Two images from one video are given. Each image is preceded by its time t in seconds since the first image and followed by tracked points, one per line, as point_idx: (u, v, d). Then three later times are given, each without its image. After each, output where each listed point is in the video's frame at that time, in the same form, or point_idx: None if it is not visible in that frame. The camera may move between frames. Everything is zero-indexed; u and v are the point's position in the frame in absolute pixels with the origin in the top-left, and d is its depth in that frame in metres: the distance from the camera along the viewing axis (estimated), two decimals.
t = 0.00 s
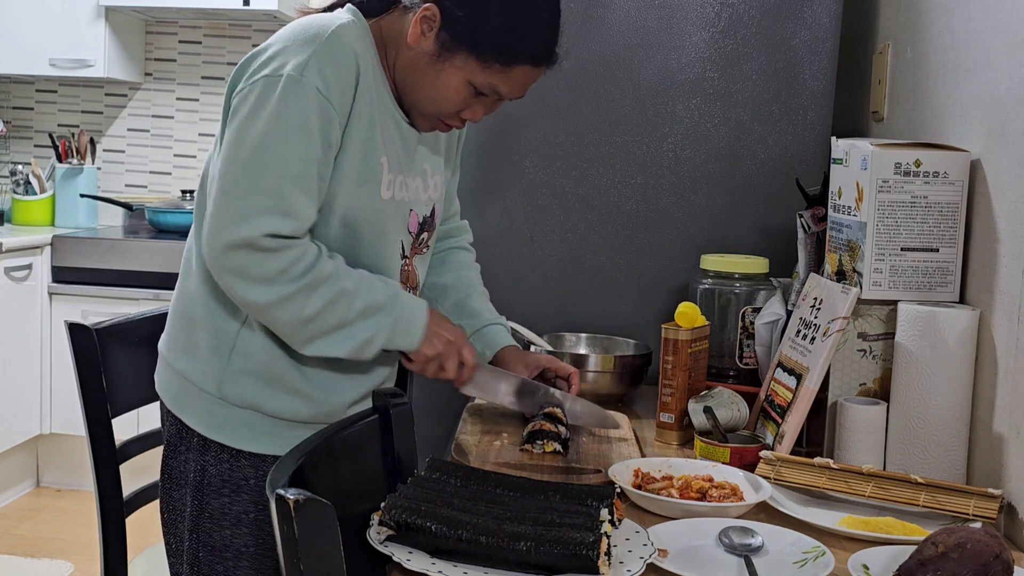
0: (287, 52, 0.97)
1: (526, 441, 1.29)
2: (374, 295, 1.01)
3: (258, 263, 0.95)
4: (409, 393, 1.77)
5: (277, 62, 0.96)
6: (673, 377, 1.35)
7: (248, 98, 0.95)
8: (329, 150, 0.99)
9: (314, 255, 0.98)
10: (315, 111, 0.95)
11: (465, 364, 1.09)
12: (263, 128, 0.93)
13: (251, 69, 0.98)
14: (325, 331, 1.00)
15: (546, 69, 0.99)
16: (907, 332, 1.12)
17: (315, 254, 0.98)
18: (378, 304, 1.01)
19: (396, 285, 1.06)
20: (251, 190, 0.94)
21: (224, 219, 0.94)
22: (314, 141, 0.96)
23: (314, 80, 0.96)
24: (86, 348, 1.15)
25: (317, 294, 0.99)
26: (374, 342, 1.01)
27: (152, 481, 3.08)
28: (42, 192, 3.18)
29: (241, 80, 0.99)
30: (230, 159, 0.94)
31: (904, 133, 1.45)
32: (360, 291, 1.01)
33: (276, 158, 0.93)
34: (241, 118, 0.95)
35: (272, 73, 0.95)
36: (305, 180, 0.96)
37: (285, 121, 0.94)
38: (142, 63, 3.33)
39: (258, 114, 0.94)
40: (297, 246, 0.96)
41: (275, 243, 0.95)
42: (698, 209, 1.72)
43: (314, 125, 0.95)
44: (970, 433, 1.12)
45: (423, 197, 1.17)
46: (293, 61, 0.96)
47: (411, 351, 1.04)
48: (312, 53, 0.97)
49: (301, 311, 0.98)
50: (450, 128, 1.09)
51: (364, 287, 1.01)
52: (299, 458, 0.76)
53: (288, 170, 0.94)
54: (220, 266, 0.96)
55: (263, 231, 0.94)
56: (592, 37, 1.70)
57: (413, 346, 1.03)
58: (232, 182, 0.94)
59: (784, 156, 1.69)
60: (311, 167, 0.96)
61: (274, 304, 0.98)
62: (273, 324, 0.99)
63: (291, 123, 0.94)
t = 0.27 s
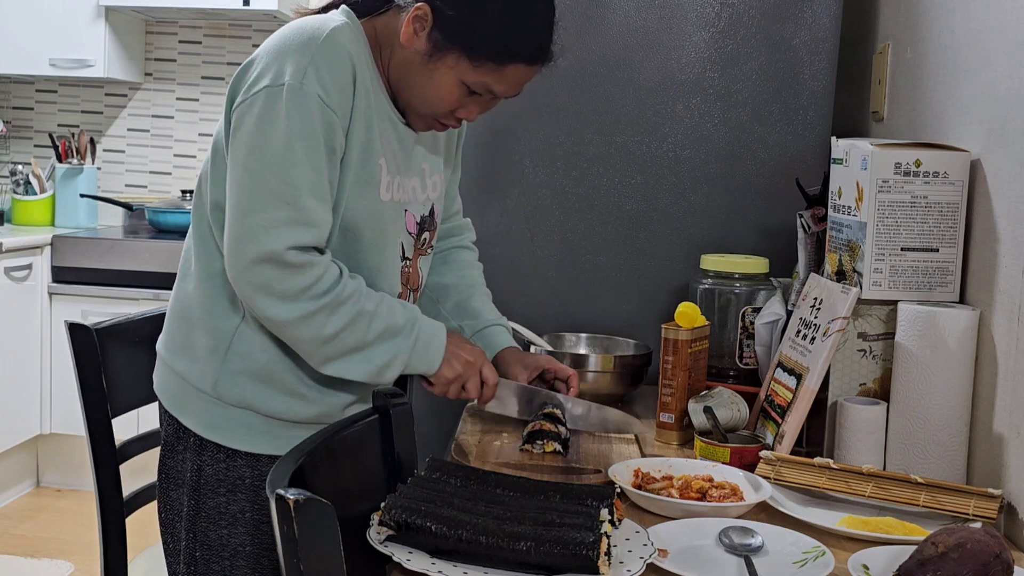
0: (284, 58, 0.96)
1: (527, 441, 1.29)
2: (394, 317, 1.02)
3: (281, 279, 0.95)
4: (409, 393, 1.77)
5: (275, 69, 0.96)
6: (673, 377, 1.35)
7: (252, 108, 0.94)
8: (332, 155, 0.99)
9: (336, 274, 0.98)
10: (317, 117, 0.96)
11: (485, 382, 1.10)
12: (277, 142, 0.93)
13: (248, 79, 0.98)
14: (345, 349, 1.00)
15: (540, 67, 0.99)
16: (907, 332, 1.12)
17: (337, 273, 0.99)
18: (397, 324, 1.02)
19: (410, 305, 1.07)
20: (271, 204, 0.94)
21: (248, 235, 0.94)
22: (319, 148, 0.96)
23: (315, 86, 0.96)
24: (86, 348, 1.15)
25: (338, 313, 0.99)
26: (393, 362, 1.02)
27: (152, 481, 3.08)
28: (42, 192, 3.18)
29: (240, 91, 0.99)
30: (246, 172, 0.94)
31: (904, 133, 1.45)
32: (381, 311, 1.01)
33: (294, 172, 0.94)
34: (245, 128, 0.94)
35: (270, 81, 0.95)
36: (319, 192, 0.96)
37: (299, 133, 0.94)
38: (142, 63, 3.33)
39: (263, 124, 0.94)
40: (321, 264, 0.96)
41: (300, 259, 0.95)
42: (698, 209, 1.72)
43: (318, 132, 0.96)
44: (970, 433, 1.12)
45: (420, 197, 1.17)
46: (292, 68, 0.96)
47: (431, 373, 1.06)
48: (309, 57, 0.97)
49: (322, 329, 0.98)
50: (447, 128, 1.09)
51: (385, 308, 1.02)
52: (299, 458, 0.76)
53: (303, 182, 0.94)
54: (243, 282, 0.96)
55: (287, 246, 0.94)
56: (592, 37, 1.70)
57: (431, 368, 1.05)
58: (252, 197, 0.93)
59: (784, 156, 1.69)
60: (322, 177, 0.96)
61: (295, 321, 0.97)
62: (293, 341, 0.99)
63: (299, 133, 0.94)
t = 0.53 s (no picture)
0: (289, 60, 0.96)
1: (526, 440, 1.30)
2: (389, 328, 1.02)
3: (281, 282, 0.95)
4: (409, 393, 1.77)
5: (279, 71, 0.96)
6: (672, 377, 1.35)
7: (256, 109, 0.95)
8: (337, 156, 0.99)
9: (335, 280, 0.98)
10: (322, 120, 0.95)
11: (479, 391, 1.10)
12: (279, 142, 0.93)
13: (253, 79, 0.98)
14: (339, 357, 1.00)
15: (539, 73, 0.99)
16: (907, 332, 1.12)
17: (336, 279, 0.99)
18: (392, 336, 1.02)
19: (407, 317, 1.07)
20: (274, 205, 0.94)
21: (250, 236, 0.94)
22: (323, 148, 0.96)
23: (318, 88, 0.96)
24: (86, 348, 1.15)
25: (333, 321, 0.99)
26: (385, 374, 1.02)
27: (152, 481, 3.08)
28: (42, 192, 3.18)
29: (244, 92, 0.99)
30: (248, 174, 0.94)
31: (904, 133, 1.45)
32: (377, 321, 1.01)
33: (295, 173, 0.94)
34: (249, 129, 0.94)
35: (276, 82, 0.95)
36: (321, 193, 0.96)
37: (303, 134, 0.94)
38: (142, 63, 3.33)
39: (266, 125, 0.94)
40: (320, 269, 0.96)
41: (300, 263, 0.95)
42: (698, 209, 1.72)
43: (321, 133, 0.95)
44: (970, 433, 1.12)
45: (425, 199, 1.17)
46: (296, 69, 0.96)
47: (424, 386, 1.06)
48: (315, 59, 0.97)
49: (317, 335, 0.99)
50: (446, 131, 1.09)
51: (380, 318, 1.02)
52: (300, 458, 0.76)
53: (304, 184, 0.94)
54: (244, 283, 0.96)
55: (289, 248, 0.94)
56: (592, 37, 1.70)
57: (420, 379, 1.05)
58: (255, 197, 0.94)
59: (784, 156, 1.69)
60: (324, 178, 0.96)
61: (293, 326, 0.98)
62: (289, 345, 0.99)
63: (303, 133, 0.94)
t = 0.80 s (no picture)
0: (296, 48, 0.97)
1: (527, 440, 1.30)
2: (384, 332, 1.02)
3: (282, 275, 0.95)
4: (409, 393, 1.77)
5: (287, 59, 0.96)
6: (672, 377, 1.35)
7: (262, 95, 0.95)
8: (340, 146, 0.99)
9: (334, 275, 0.98)
10: (327, 107, 0.96)
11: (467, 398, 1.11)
12: (285, 130, 0.94)
13: (260, 66, 0.98)
14: (335, 356, 1.00)
15: (539, 64, 0.99)
16: (907, 331, 1.12)
17: (336, 276, 0.99)
18: (386, 339, 1.03)
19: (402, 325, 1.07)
20: (278, 194, 0.94)
21: (253, 224, 0.94)
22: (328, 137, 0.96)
23: (325, 76, 0.96)
24: (86, 348, 1.15)
25: (330, 319, 0.99)
26: (375, 380, 1.02)
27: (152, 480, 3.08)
28: (42, 192, 3.18)
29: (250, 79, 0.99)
30: (253, 160, 0.94)
31: (903, 133, 1.45)
32: (372, 323, 1.02)
33: (301, 161, 0.94)
34: (257, 117, 0.95)
35: (283, 71, 0.95)
36: (325, 183, 0.96)
37: (309, 123, 0.94)
38: (142, 63, 3.33)
39: (274, 112, 0.94)
40: (321, 263, 0.96)
41: (302, 255, 0.95)
42: (698, 209, 1.72)
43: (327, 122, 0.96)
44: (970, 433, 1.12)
45: (427, 194, 1.17)
46: (304, 58, 0.96)
47: (411, 393, 1.05)
48: (321, 48, 0.97)
49: (314, 332, 0.98)
50: (450, 126, 1.10)
51: (377, 321, 1.02)
52: (300, 458, 0.76)
53: (308, 171, 0.94)
54: (246, 271, 0.96)
55: (292, 239, 0.94)
56: (591, 37, 1.70)
57: (410, 388, 1.04)
58: (259, 184, 0.94)
59: (784, 156, 1.69)
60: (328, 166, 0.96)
61: (291, 320, 0.97)
62: (287, 339, 0.99)
63: (309, 122, 0.94)
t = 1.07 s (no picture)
0: (271, 46, 0.97)
1: (527, 441, 1.30)
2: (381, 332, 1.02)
3: (274, 270, 0.95)
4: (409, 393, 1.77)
5: (262, 58, 0.97)
6: (672, 377, 1.35)
7: (240, 95, 0.95)
8: (323, 140, 0.99)
9: (326, 272, 0.99)
10: (306, 103, 0.96)
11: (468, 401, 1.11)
12: (267, 126, 0.94)
13: (234, 69, 0.98)
14: (329, 354, 0.99)
15: (515, 43, 0.99)
16: (907, 331, 1.12)
17: (328, 272, 0.99)
18: (383, 340, 1.02)
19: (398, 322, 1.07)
20: (265, 189, 0.94)
21: (243, 221, 0.95)
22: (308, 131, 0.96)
23: (303, 73, 0.97)
24: (86, 348, 1.15)
25: (325, 315, 0.99)
26: (376, 381, 1.02)
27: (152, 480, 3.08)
28: (42, 192, 3.18)
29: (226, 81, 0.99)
30: (237, 159, 0.94)
31: (904, 133, 1.45)
32: (368, 322, 1.01)
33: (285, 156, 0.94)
34: (235, 117, 0.95)
35: (259, 69, 0.96)
36: (309, 177, 0.97)
37: (290, 118, 0.95)
38: (142, 63, 3.33)
39: (254, 110, 0.95)
40: (312, 259, 0.97)
41: (293, 249, 0.95)
42: (698, 209, 1.72)
43: (306, 117, 0.96)
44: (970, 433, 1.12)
45: (409, 187, 1.16)
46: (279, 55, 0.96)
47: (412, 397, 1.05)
48: (294, 45, 0.97)
49: (309, 328, 0.98)
50: (432, 114, 1.09)
51: (373, 320, 1.02)
52: (300, 458, 0.76)
53: (292, 167, 0.95)
54: (239, 268, 0.96)
55: (283, 233, 0.95)
56: (591, 37, 1.70)
57: (411, 391, 1.04)
58: (246, 182, 0.94)
59: (784, 156, 1.69)
60: (310, 161, 0.97)
61: (285, 316, 0.97)
62: (283, 338, 0.99)
63: (289, 118, 0.95)
